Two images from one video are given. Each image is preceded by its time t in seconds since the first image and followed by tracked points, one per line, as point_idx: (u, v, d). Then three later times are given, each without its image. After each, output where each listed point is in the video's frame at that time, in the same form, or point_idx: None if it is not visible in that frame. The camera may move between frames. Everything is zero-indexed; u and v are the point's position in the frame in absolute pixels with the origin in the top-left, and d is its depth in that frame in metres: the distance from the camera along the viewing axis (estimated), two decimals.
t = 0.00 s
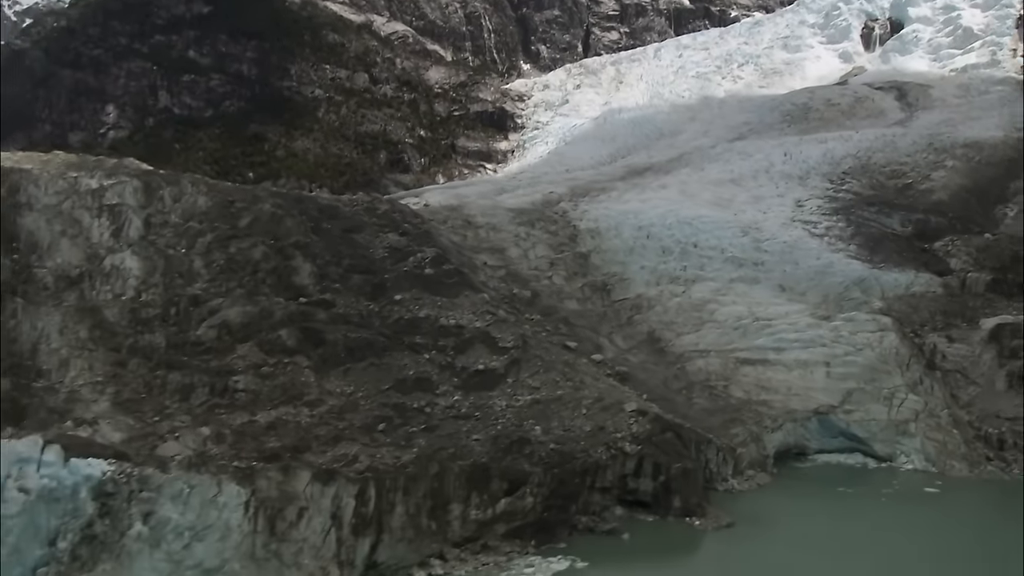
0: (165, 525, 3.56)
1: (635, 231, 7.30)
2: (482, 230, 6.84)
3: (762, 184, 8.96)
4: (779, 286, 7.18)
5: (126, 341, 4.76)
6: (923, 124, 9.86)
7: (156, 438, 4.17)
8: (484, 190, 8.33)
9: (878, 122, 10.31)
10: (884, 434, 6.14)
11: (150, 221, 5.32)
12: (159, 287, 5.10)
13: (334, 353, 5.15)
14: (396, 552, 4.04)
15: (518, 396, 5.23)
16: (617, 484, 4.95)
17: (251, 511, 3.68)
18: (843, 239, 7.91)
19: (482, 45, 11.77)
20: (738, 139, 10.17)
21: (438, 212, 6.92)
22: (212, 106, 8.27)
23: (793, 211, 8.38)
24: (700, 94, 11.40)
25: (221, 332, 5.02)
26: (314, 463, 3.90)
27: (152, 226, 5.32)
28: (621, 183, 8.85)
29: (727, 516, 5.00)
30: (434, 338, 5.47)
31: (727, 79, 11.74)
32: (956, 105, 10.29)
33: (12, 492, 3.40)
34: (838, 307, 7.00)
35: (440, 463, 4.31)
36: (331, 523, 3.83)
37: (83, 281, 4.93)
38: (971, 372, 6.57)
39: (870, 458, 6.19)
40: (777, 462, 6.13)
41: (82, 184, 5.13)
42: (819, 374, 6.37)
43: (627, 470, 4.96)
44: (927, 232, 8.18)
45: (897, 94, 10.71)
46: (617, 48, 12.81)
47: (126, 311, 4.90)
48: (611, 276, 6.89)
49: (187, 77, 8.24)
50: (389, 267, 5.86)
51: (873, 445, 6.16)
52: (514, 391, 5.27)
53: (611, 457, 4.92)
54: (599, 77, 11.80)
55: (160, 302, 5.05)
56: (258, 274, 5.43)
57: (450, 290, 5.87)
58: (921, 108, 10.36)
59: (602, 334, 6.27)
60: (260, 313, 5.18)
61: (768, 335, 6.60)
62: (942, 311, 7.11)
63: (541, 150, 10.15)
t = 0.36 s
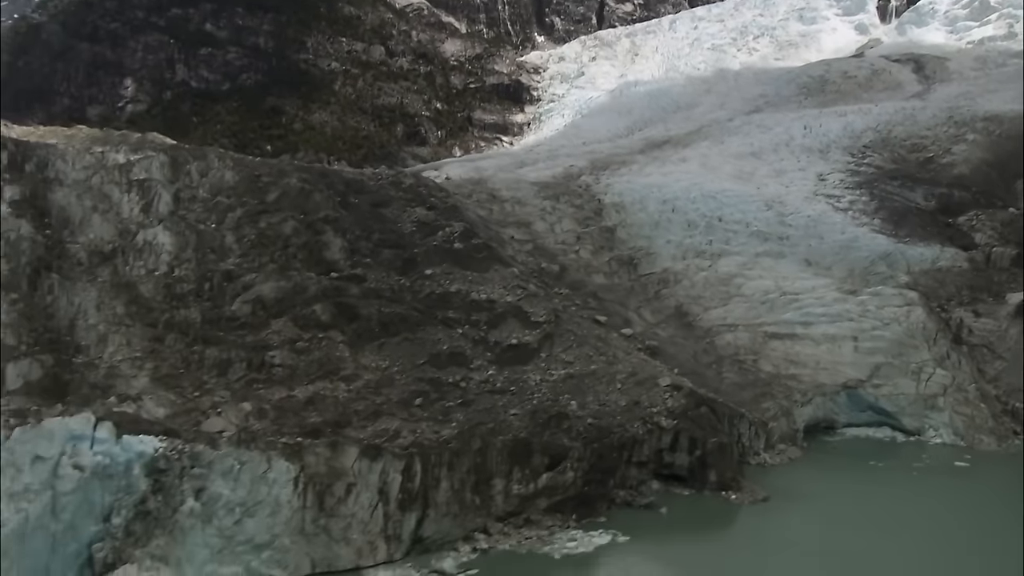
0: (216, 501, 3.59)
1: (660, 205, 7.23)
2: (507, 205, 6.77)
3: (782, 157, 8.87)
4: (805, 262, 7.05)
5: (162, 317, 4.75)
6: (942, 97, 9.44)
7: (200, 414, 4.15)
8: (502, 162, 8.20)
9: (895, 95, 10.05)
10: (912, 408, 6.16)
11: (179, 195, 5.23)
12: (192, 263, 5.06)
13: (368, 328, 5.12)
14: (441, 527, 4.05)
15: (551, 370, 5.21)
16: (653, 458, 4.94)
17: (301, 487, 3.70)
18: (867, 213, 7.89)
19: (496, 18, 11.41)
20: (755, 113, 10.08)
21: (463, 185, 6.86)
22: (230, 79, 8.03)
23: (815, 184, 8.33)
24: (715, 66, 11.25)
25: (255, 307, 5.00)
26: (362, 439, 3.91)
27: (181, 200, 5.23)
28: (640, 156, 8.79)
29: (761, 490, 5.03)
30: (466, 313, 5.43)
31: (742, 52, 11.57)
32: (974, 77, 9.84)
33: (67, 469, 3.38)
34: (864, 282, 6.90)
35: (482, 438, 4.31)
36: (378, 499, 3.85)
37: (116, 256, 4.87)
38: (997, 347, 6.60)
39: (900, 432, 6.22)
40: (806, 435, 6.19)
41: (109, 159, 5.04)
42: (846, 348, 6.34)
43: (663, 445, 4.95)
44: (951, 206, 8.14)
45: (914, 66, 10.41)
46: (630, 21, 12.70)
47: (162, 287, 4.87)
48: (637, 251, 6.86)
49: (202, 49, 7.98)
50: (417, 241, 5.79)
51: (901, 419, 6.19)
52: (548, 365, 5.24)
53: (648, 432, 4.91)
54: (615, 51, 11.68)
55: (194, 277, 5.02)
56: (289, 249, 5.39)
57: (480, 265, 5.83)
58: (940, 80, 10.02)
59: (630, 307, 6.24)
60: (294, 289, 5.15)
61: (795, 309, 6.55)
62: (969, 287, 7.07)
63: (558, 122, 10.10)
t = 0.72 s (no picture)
0: (266, 469, 3.59)
1: (682, 167, 7.05)
2: (530, 168, 6.57)
3: (801, 120, 8.74)
4: (828, 225, 6.87)
5: (196, 284, 4.72)
6: (958, 57, 9.34)
7: (241, 382, 4.12)
8: (520, 125, 8.13)
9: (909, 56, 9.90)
10: (939, 370, 6.21)
11: (205, 163, 5.19)
12: (222, 230, 5.02)
13: (400, 294, 5.05)
14: (485, 492, 4.05)
15: (584, 334, 5.16)
16: (687, 422, 4.95)
17: (348, 454, 3.71)
18: (889, 175, 7.96)
19: None
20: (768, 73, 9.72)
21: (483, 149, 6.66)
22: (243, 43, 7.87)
23: (835, 146, 8.28)
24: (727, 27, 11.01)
25: (287, 274, 4.96)
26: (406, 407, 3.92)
27: (207, 168, 5.19)
28: (656, 119, 8.85)
29: (795, 453, 5.05)
30: (497, 279, 5.33)
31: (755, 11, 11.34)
32: (990, 38, 9.88)
33: (119, 439, 3.42)
34: (888, 245, 6.79)
35: (522, 404, 4.31)
36: (424, 465, 3.85)
37: (146, 225, 4.84)
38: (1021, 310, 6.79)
39: (925, 394, 6.26)
40: (833, 398, 6.21)
41: (131, 126, 4.97)
42: (872, 312, 6.36)
43: (697, 409, 4.96)
44: (972, 168, 8.25)
45: (929, 26, 10.23)
46: None
47: (193, 255, 4.85)
48: (661, 215, 6.81)
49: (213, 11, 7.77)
50: (444, 207, 5.72)
51: (928, 381, 6.24)
52: (580, 329, 5.19)
53: (682, 396, 4.91)
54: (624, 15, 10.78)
55: (224, 246, 4.98)
56: (316, 216, 5.31)
57: (508, 230, 5.75)
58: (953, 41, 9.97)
59: (656, 271, 6.21)
60: (325, 255, 5.10)
61: (820, 273, 6.53)
62: (993, 250, 7.07)
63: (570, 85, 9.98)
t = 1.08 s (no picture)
0: (326, 428, 3.59)
1: (722, 131, 6.96)
2: (570, 130, 6.49)
3: (839, 85, 8.47)
4: (870, 193, 6.78)
5: (246, 243, 4.74)
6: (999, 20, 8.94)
7: (295, 341, 4.12)
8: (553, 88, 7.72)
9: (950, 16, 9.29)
10: (980, 340, 6.16)
11: (249, 120, 5.17)
12: (268, 188, 5.03)
13: (447, 255, 5.01)
14: (537, 455, 4.02)
15: (630, 298, 5.12)
16: (733, 389, 4.92)
17: (406, 415, 3.70)
18: (931, 143, 7.86)
19: None
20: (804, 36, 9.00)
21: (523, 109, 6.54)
22: None
23: (875, 112, 8.14)
24: None
25: (335, 234, 4.93)
26: (463, 368, 3.89)
27: (252, 125, 5.16)
28: (693, 82, 8.31)
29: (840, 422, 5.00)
30: (543, 242, 5.28)
31: None
32: None
33: (184, 395, 3.43)
34: (929, 213, 6.72)
35: (575, 367, 4.27)
36: (480, 427, 3.83)
37: (193, 181, 4.85)
38: None
39: (966, 364, 6.20)
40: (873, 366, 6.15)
41: (174, 83, 4.96)
42: (914, 281, 6.29)
43: (743, 375, 4.93)
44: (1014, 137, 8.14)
45: None
46: None
47: (242, 213, 4.86)
48: (702, 179, 6.69)
49: None
50: (488, 167, 5.66)
51: (969, 351, 6.18)
52: (626, 294, 5.15)
53: (729, 362, 4.89)
54: None
55: (272, 204, 4.98)
56: (362, 175, 5.28)
57: (552, 192, 5.71)
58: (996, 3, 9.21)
59: (698, 237, 6.10)
60: (372, 216, 5.07)
61: (860, 241, 6.45)
62: None
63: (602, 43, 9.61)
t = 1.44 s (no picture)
0: (394, 395, 3.57)
1: (775, 104, 6.86)
2: (622, 99, 6.42)
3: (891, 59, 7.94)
4: (924, 168, 6.54)
5: (304, 206, 4.72)
6: None
7: (358, 306, 4.11)
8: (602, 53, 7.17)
9: None
10: None
11: (305, 83, 5.13)
12: (325, 151, 5.00)
13: (503, 223, 4.99)
14: (598, 426, 4.00)
15: (686, 271, 5.06)
16: (788, 363, 4.90)
17: (473, 383, 3.68)
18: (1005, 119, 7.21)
19: None
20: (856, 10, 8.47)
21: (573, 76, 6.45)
22: None
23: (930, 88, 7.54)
24: None
25: (392, 199, 4.92)
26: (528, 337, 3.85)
27: (308, 88, 5.13)
28: (741, 52, 7.91)
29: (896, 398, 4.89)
30: (598, 212, 5.23)
31: None
32: None
33: (256, 358, 3.44)
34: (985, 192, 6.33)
35: (637, 339, 4.20)
36: (544, 397, 3.80)
37: (251, 142, 4.85)
38: None
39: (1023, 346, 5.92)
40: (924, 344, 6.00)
41: (228, 44, 4.94)
42: (968, 260, 6.05)
43: (799, 350, 4.91)
44: None
45: None
46: None
47: (300, 176, 4.85)
48: (755, 151, 6.62)
49: None
50: (542, 135, 5.60)
51: None
52: (681, 265, 5.09)
53: (786, 337, 4.85)
54: None
55: (329, 167, 4.96)
56: (417, 140, 5.25)
57: (607, 161, 5.65)
58: None
59: (752, 208, 6.11)
60: (430, 181, 5.02)
61: (915, 217, 6.35)
62: None
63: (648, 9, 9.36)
